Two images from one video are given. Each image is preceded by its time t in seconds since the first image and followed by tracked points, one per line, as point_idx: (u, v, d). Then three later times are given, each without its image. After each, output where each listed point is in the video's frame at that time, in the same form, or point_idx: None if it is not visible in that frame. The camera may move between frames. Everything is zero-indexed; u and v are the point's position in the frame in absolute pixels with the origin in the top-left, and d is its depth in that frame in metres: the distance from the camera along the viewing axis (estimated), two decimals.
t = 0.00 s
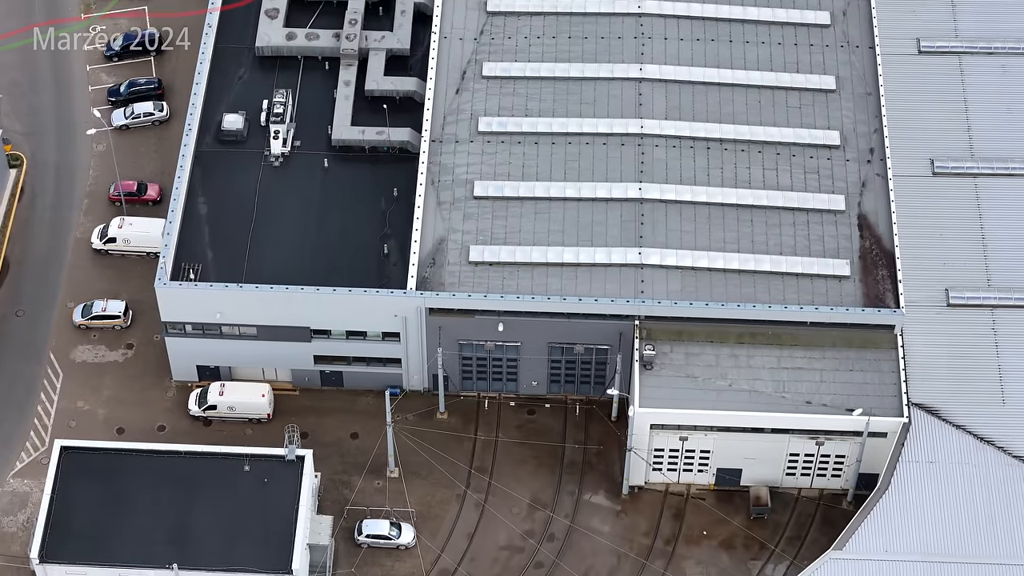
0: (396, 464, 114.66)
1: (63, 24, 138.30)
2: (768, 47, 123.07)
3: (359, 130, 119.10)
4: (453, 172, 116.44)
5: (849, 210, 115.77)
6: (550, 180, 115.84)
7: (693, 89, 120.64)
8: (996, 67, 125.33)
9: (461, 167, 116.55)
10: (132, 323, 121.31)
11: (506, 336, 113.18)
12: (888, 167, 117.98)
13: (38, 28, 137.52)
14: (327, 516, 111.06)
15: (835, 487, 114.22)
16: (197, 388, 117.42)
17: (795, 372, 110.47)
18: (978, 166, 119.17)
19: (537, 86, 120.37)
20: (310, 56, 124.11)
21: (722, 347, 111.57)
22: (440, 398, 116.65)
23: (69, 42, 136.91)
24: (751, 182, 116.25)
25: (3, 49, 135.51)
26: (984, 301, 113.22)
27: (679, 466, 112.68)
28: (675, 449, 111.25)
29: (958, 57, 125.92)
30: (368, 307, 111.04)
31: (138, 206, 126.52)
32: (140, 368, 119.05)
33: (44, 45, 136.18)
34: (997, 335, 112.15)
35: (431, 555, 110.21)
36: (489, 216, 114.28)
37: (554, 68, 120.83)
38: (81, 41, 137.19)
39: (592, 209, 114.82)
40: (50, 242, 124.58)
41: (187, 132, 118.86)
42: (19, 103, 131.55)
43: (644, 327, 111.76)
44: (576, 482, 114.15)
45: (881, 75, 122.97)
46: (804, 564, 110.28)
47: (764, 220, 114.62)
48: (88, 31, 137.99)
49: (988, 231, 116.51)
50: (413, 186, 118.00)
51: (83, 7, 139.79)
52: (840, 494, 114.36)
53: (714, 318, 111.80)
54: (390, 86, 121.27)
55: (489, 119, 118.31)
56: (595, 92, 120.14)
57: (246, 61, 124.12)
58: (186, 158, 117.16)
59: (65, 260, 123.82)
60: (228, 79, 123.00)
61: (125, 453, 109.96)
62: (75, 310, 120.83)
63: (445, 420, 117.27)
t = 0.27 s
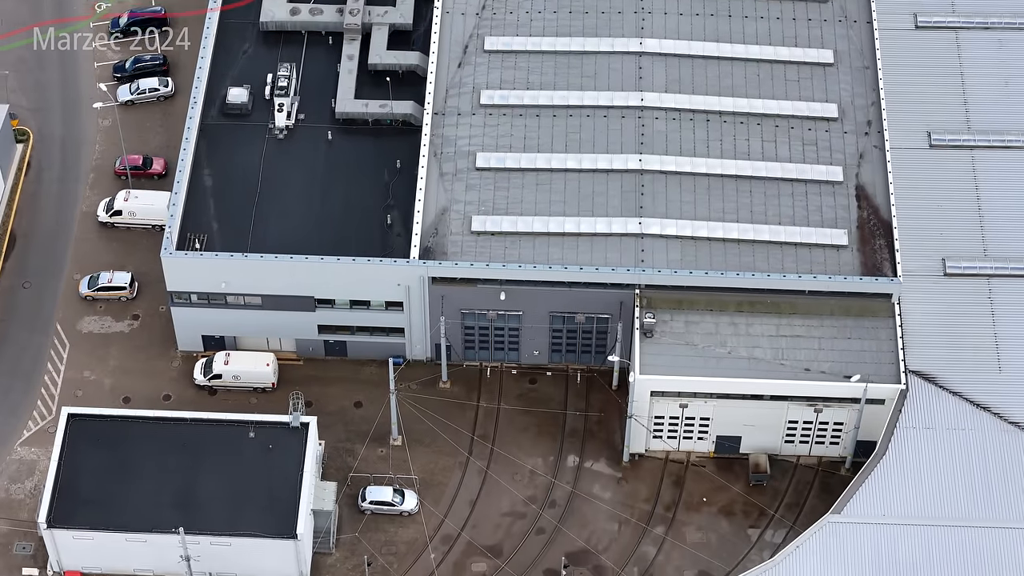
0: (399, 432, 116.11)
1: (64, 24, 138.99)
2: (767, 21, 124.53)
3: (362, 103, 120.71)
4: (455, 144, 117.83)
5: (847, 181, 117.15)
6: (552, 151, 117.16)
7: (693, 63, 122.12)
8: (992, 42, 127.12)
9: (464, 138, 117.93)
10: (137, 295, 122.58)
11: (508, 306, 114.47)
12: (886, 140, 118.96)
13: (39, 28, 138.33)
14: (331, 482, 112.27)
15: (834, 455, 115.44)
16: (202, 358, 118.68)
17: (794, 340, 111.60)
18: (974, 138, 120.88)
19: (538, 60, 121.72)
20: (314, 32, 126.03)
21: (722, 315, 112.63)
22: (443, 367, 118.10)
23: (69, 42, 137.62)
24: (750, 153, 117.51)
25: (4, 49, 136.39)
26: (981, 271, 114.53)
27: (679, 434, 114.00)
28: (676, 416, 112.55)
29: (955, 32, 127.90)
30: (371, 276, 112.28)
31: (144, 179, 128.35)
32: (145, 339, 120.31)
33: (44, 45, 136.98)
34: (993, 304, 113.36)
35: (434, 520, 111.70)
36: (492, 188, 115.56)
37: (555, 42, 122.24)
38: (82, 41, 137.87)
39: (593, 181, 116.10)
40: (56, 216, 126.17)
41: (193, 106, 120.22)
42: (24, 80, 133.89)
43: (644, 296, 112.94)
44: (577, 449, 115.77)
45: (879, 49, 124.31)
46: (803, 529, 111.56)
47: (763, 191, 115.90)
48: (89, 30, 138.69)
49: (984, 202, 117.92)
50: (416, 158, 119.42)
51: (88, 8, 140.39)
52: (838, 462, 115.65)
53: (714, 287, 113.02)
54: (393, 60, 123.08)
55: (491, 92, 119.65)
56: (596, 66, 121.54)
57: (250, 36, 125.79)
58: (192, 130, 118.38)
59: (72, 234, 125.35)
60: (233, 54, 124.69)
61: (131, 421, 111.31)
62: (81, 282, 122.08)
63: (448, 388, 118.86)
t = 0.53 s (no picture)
0: (402, 406, 117.16)
1: (64, 25, 138.96)
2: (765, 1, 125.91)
3: (364, 80, 121.91)
4: (457, 121, 118.95)
5: (845, 156, 118.22)
6: (552, 128, 118.26)
7: (692, 41, 123.39)
8: (988, 21, 128.37)
9: (465, 115, 119.07)
10: (142, 271, 123.76)
11: (509, 280, 115.58)
12: (883, 117, 120.16)
13: (39, 28, 138.34)
14: (334, 454, 113.26)
15: (833, 428, 116.48)
16: (206, 333, 119.78)
17: (792, 314, 112.57)
18: (971, 115, 122.06)
19: (539, 39, 123.11)
20: (317, 11, 127.59)
21: (722, 289, 113.69)
22: (444, 341, 119.27)
23: (70, 42, 137.61)
24: (749, 129, 118.65)
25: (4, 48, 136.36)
26: (977, 246, 115.55)
27: (679, 406, 115.10)
28: (676, 389, 113.54)
29: (952, 11, 129.25)
30: (374, 250, 113.29)
31: (148, 157, 129.76)
32: (150, 314, 121.44)
33: (44, 44, 136.96)
34: (990, 278, 114.38)
35: (436, 492, 112.79)
36: (493, 164, 116.61)
37: (555, 21, 123.70)
38: (82, 41, 137.87)
39: (594, 157, 117.15)
40: (61, 193, 127.46)
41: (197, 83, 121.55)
42: (30, 60, 135.52)
43: (644, 271, 114.01)
44: (578, 423, 116.80)
45: (877, 28, 125.60)
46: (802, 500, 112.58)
47: (762, 166, 117.01)
48: (89, 31, 138.71)
49: (981, 178, 119.03)
50: (418, 135, 120.61)
51: (89, 10, 140.51)
52: (837, 435, 116.64)
53: (713, 261, 114.10)
54: (395, 39, 124.49)
55: (492, 69, 120.86)
56: (596, 44, 122.89)
57: (254, 16, 127.50)
58: (196, 107, 119.75)
59: (77, 211, 126.61)
60: (237, 33, 126.26)
61: (136, 394, 111.87)
62: (86, 259, 123.35)
63: (450, 362, 119.97)
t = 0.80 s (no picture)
0: (403, 385, 117.98)
1: (63, 25, 138.64)
2: None
3: (366, 63, 123.14)
4: (457, 102, 119.79)
5: (842, 137, 119.05)
6: (552, 109, 119.15)
7: (691, 24, 124.37)
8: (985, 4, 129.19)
9: (465, 97, 119.90)
10: (145, 253, 124.62)
11: (509, 260, 116.45)
12: (880, 98, 120.94)
13: (39, 28, 138.09)
14: (336, 432, 114.19)
15: (830, 407, 117.35)
16: (209, 313, 120.62)
17: (790, 293, 113.37)
18: (968, 97, 122.95)
19: (538, 22, 124.11)
20: None
21: (720, 268, 114.56)
22: (445, 321, 120.16)
23: (70, 42, 137.34)
24: (747, 111, 119.64)
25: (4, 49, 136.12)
26: (974, 226, 116.25)
27: (678, 385, 115.95)
28: (675, 367, 114.31)
29: None
30: (375, 229, 114.22)
31: (151, 140, 131.02)
32: (152, 295, 122.25)
33: (44, 44, 136.72)
34: (986, 257, 114.95)
35: (438, 470, 113.62)
36: (493, 144, 117.46)
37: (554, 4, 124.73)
38: (82, 41, 137.58)
39: (593, 137, 118.02)
40: (64, 176, 128.39)
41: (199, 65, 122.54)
42: (34, 45, 136.72)
43: (643, 250, 114.90)
44: (577, 401, 117.70)
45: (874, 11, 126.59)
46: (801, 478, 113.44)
47: (760, 147, 117.97)
48: (89, 31, 138.36)
49: (977, 158, 119.85)
50: (419, 117, 121.56)
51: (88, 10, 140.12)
52: (835, 413, 117.51)
53: (712, 240, 115.01)
54: (396, 22, 125.59)
55: (492, 51, 121.80)
56: (596, 27, 123.95)
57: None
58: (198, 89, 120.74)
59: (80, 193, 127.50)
60: (239, 17, 127.40)
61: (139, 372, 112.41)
62: (89, 240, 124.18)
63: (450, 342, 120.85)
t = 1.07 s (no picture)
0: (403, 367, 118.78)
1: (62, 25, 138.65)
2: None
3: (366, 48, 124.14)
4: (457, 87, 120.57)
5: (840, 121, 119.88)
6: (552, 93, 119.93)
7: (689, 10, 125.30)
8: None
9: (465, 81, 120.69)
10: (147, 237, 125.40)
11: (509, 243, 117.20)
12: (878, 84, 122.26)
13: (39, 28, 138.12)
14: (337, 414, 115.03)
15: (828, 389, 118.09)
16: (211, 296, 121.41)
17: (788, 275, 114.15)
18: (965, 81, 123.51)
19: (538, 7, 124.92)
20: None
21: (718, 250, 115.32)
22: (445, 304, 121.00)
23: (69, 42, 137.30)
24: (745, 95, 120.54)
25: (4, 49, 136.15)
26: (971, 209, 116.62)
27: (677, 367, 116.73)
28: (674, 349, 115.09)
29: None
30: (376, 212, 115.00)
31: (153, 126, 131.91)
32: (154, 278, 123.06)
33: (43, 44, 136.70)
34: (983, 240, 115.39)
35: (439, 451, 114.34)
36: (493, 128, 118.24)
37: None
38: (82, 41, 137.51)
39: (593, 121, 118.84)
40: (66, 161, 129.19)
41: (201, 51, 123.45)
42: (36, 32, 137.65)
43: (643, 233, 115.62)
44: (577, 383, 118.46)
45: None
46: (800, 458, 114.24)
47: (758, 130, 118.83)
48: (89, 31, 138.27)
49: (974, 142, 120.39)
50: (419, 102, 122.43)
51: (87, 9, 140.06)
52: (832, 395, 118.29)
53: (711, 223, 115.81)
54: (396, 7, 126.65)
55: (492, 37, 122.64)
56: (595, 12, 124.82)
57: None
58: (201, 74, 121.68)
59: (82, 178, 128.31)
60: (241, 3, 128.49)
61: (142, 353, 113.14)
62: (92, 225, 124.97)
63: (451, 325, 121.69)
